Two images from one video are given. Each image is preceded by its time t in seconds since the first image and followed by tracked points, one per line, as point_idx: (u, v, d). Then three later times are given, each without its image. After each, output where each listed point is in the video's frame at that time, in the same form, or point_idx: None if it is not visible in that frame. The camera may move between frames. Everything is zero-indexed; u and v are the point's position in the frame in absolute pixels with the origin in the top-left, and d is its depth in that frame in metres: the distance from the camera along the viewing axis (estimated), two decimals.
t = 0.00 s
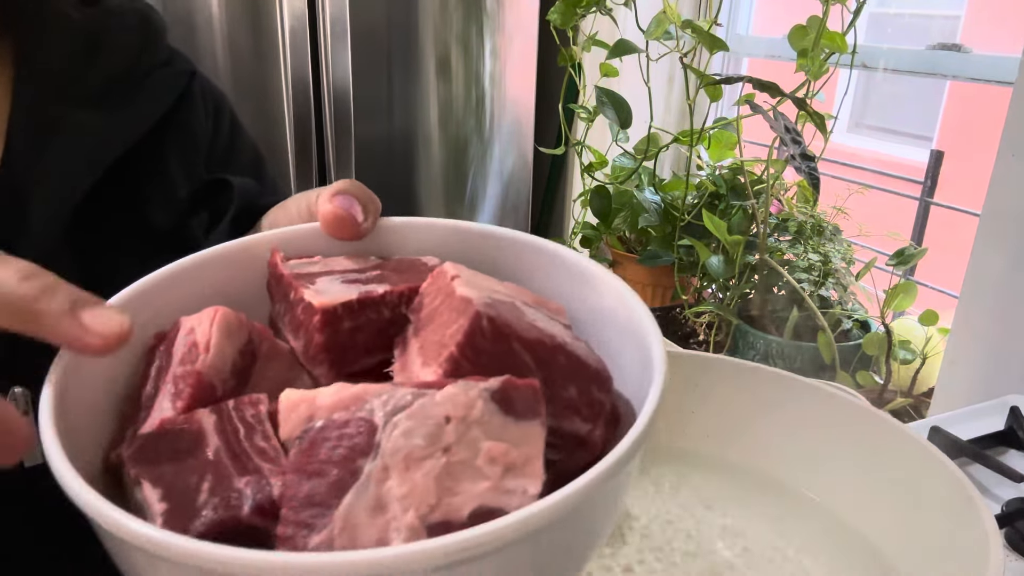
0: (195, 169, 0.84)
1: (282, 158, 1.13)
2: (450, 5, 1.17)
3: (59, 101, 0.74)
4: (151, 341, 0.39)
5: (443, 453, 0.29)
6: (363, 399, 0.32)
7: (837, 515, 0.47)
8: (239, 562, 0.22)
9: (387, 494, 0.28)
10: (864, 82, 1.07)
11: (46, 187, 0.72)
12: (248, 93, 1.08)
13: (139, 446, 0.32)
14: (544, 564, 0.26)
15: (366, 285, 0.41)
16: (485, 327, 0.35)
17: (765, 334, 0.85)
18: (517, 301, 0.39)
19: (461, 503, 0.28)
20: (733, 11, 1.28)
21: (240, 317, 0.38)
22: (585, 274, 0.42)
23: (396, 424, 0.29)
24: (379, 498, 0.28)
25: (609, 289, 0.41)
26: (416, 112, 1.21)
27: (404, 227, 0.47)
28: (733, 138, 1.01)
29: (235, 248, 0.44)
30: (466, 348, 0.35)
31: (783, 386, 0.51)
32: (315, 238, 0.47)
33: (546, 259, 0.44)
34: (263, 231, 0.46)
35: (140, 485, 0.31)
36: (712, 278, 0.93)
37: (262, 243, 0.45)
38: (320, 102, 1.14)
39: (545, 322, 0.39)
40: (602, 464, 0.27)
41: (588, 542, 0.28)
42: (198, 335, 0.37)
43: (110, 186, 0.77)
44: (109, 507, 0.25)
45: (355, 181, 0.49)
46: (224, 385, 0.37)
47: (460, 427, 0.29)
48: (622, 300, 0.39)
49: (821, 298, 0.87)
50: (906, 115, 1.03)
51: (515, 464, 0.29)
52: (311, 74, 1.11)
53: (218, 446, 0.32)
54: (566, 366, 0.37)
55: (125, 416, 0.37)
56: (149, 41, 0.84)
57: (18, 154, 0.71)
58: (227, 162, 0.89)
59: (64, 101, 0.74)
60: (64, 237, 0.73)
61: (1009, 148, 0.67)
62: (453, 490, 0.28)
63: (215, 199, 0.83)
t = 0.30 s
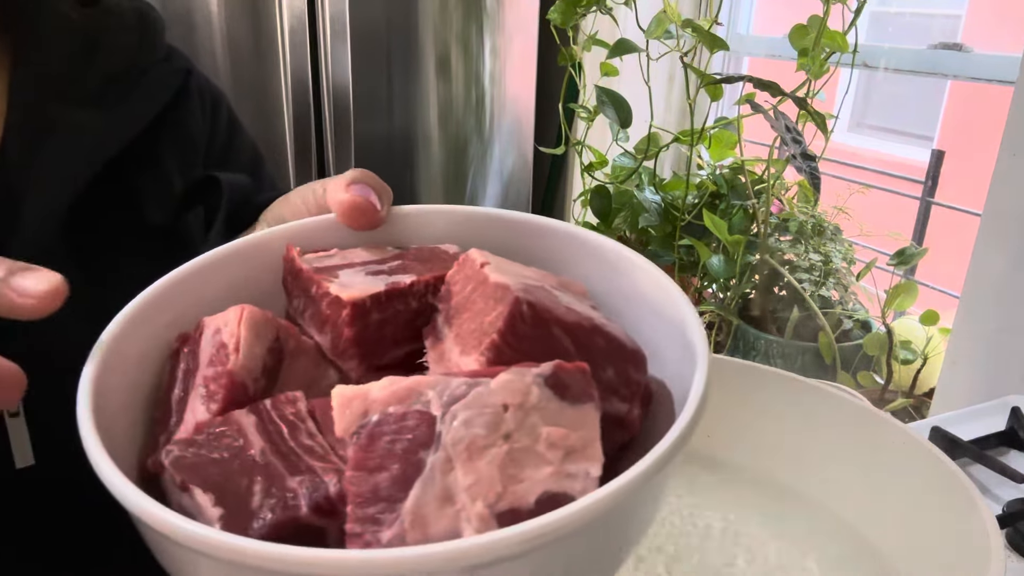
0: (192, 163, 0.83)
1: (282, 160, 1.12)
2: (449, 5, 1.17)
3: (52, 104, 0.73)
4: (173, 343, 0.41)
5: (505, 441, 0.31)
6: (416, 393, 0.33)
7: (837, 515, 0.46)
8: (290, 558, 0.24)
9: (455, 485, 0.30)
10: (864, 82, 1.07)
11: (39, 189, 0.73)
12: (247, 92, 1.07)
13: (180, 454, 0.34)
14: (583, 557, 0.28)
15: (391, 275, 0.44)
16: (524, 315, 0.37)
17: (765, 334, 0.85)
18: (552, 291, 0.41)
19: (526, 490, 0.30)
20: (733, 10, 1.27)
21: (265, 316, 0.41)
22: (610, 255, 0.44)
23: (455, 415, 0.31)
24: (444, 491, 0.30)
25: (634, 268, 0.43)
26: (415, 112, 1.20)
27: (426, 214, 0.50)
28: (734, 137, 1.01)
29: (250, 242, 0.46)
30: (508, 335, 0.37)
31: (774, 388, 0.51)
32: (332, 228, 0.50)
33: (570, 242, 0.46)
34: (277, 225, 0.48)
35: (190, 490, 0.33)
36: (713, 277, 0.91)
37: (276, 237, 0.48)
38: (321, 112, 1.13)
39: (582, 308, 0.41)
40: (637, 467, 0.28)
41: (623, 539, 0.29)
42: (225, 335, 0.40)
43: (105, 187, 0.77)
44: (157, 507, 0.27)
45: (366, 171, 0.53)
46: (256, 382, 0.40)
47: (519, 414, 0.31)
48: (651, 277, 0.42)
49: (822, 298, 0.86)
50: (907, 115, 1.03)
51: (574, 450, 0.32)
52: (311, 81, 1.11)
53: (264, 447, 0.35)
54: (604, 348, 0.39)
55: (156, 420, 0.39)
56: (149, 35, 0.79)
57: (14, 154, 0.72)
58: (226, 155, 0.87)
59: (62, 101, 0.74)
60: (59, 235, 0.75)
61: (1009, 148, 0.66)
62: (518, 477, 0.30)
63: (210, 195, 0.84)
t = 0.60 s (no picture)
0: (192, 166, 0.85)
1: (282, 160, 1.13)
2: (449, 5, 1.17)
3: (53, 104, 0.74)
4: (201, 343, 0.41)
5: (553, 450, 0.31)
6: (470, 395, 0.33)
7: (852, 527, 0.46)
8: (333, 564, 0.24)
9: (508, 494, 0.30)
10: (864, 82, 1.07)
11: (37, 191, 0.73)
12: (246, 93, 1.08)
13: (218, 457, 0.34)
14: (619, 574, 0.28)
15: (421, 278, 0.44)
16: (565, 321, 0.38)
17: (764, 333, 0.86)
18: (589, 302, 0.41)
19: (576, 498, 0.30)
20: (734, 9, 1.27)
21: (298, 318, 0.41)
22: (636, 261, 0.45)
23: (504, 422, 0.31)
24: (498, 499, 0.30)
25: (660, 274, 0.43)
26: (415, 109, 1.18)
27: (448, 217, 0.50)
28: (734, 137, 1.01)
29: (279, 242, 0.47)
30: (547, 342, 0.37)
31: (792, 396, 0.50)
32: (357, 228, 0.50)
33: (595, 247, 0.47)
34: (303, 226, 0.49)
35: (233, 494, 0.33)
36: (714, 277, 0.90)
37: (303, 239, 0.48)
38: (321, 107, 1.13)
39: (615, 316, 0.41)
40: (672, 489, 0.28)
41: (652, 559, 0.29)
42: (258, 335, 0.40)
43: (103, 187, 0.79)
44: (201, 506, 0.27)
45: (387, 176, 0.53)
46: (288, 385, 0.39)
47: (566, 423, 0.31)
48: (677, 284, 0.42)
49: (821, 298, 0.86)
50: (908, 115, 1.03)
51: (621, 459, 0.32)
52: (311, 79, 1.10)
53: (304, 451, 0.34)
54: (638, 355, 0.39)
55: (188, 420, 0.39)
56: (150, 38, 0.81)
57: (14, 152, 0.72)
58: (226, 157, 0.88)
59: (63, 100, 0.74)
60: (57, 236, 0.75)
61: (1009, 148, 0.66)
62: (567, 485, 0.30)
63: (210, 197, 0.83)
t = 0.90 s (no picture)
0: (192, 165, 0.83)
1: (282, 160, 1.10)
2: (449, 5, 1.17)
3: (54, 106, 0.74)
4: (188, 327, 0.41)
5: (519, 441, 0.31)
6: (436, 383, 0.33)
7: (847, 525, 0.46)
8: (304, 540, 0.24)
9: (470, 480, 0.30)
10: (864, 82, 1.07)
11: (38, 192, 0.73)
12: (246, 96, 1.03)
13: (194, 434, 0.34)
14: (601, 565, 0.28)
15: (408, 273, 0.44)
16: (541, 319, 0.38)
17: (765, 334, 0.85)
18: (568, 302, 0.41)
19: (539, 489, 0.31)
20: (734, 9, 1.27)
21: (283, 305, 0.41)
22: (618, 262, 0.45)
23: (472, 412, 0.32)
24: (458, 485, 0.30)
25: (642, 276, 0.43)
26: (414, 110, 1.19)
27: (439, 215, 0.50)
28: (734, 137, 1.01)
29: (267, 235, 0.47)
30: (523, 339, 0.37)
31: (790, 394, 0.50)
32: (349, 224, 0.50)
33: (576, 247, 0.47)
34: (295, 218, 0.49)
35: (205, 470, 0.33)
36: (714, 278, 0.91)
37: (291, 232, 0.48)
38: (321, 105, 1.12)
39: (596, 317, 0.42)
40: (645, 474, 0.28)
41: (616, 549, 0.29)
42: (243, 320, 0.40)
43: (102, 187, 0.77)
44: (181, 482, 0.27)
45: (382, 171, 0.52)
46: (270, 370, 0.39)
47: (533, 415, 0.32)
48: (654, 286, 0.42)
49: (822, 298, 0.86)
50: (908, 115, 1.03)
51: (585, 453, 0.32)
52: (311, 79, 1.10)
53: (278, 432, 0.34)
54: (614, 355, 0.40)
55: (169, 402, 0.39)
56: (151, 36, 0.78)
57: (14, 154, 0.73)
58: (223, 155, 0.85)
59: (63, 101, 0.74)
60: (59, 236, 0.75)
61: (1009, 148, 0.66)
62: (532, 476, 0.31)
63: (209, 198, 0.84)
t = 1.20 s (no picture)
0: (190, 165, 0.84)
1: (282, 158, 1.10)
2: (449, 4, 1.17)
3: (56, 105, 0.73)
4: (141, 314, 0.37)
5: (404, 426, 0.26)
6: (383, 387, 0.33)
7: (842, 521, 0.46)
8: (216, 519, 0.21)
9: (346, 460, 0.25)
10: (864, 82, 1.07)
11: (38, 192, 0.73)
12: (247, 95, 1.05)
13: (118, 412, 0.29)
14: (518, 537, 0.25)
15: (351, 269, 0.38)
16: (457, 314, 0.33)
17: (765, 334, 0.85)
18: (494, 296, 0.36)
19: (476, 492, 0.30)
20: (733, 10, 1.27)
21: (223, 293, 0.35)
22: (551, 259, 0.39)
23: (357, 394, 0.26)
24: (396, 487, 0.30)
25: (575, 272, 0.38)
26: (414, 112, 1.20)
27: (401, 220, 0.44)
28: (734, 137, 1.00)
29: (229, 230, 0.42)
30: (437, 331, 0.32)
31: (788, 390, 0.50)
32: (304, 227, 0.44)
33: (510, 246, 0.41)
34: (255, 216, 0.44)
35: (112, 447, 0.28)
36: (712, 277, 0.93)
37: (256, 227, 0.42)
38: (320, 102, 1.13)
39: (520, 313, 0.36)
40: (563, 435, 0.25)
41: (519, 544, 0.25)
42: (183, 307, 0.34)
43: (105, 187, 0.77)
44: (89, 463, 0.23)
45: (348, 173, 0.45)
46: (206, 360, 0.33)
47: (422, 402, 0.27)
48: (583, 283, 0.37)
49: (822, 299, 0.85)
50: (907, 115, 1.03)
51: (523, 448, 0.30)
52: (311, 77, 1.10)
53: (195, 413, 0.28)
54: (534, 355, 0.34)
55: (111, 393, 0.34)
56: (148, 41, 0.82)
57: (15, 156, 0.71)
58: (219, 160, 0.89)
59: (64, 102, 0.74)
60: (58, 234, 0.75)
61: (1009, 148, 0.67)
62: (411, 461, 0.25)
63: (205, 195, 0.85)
